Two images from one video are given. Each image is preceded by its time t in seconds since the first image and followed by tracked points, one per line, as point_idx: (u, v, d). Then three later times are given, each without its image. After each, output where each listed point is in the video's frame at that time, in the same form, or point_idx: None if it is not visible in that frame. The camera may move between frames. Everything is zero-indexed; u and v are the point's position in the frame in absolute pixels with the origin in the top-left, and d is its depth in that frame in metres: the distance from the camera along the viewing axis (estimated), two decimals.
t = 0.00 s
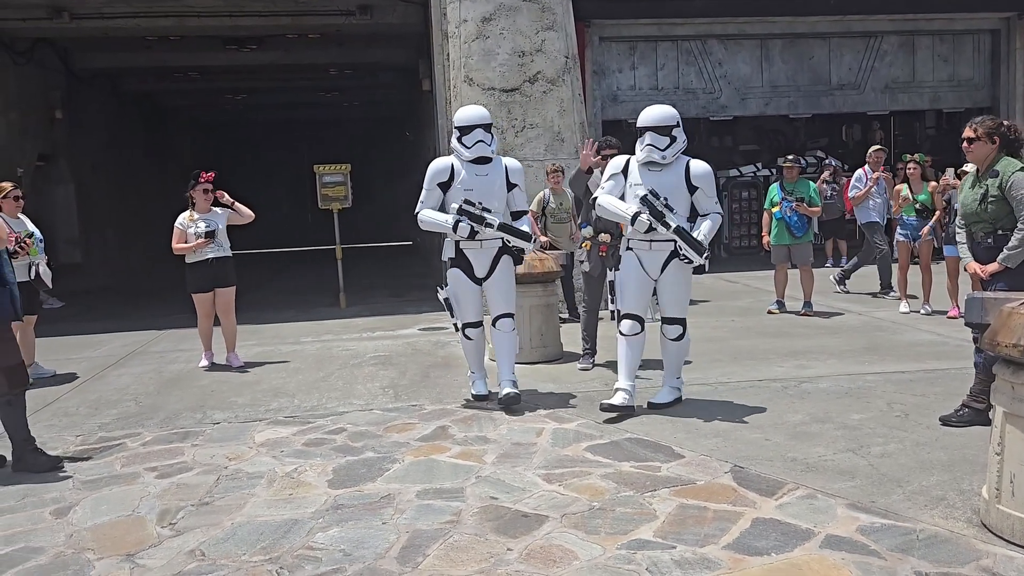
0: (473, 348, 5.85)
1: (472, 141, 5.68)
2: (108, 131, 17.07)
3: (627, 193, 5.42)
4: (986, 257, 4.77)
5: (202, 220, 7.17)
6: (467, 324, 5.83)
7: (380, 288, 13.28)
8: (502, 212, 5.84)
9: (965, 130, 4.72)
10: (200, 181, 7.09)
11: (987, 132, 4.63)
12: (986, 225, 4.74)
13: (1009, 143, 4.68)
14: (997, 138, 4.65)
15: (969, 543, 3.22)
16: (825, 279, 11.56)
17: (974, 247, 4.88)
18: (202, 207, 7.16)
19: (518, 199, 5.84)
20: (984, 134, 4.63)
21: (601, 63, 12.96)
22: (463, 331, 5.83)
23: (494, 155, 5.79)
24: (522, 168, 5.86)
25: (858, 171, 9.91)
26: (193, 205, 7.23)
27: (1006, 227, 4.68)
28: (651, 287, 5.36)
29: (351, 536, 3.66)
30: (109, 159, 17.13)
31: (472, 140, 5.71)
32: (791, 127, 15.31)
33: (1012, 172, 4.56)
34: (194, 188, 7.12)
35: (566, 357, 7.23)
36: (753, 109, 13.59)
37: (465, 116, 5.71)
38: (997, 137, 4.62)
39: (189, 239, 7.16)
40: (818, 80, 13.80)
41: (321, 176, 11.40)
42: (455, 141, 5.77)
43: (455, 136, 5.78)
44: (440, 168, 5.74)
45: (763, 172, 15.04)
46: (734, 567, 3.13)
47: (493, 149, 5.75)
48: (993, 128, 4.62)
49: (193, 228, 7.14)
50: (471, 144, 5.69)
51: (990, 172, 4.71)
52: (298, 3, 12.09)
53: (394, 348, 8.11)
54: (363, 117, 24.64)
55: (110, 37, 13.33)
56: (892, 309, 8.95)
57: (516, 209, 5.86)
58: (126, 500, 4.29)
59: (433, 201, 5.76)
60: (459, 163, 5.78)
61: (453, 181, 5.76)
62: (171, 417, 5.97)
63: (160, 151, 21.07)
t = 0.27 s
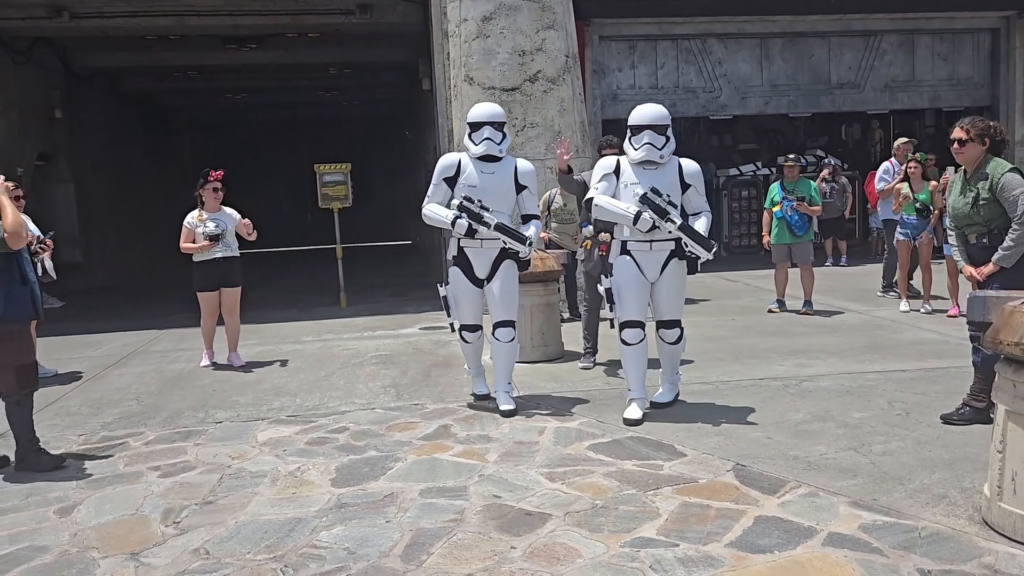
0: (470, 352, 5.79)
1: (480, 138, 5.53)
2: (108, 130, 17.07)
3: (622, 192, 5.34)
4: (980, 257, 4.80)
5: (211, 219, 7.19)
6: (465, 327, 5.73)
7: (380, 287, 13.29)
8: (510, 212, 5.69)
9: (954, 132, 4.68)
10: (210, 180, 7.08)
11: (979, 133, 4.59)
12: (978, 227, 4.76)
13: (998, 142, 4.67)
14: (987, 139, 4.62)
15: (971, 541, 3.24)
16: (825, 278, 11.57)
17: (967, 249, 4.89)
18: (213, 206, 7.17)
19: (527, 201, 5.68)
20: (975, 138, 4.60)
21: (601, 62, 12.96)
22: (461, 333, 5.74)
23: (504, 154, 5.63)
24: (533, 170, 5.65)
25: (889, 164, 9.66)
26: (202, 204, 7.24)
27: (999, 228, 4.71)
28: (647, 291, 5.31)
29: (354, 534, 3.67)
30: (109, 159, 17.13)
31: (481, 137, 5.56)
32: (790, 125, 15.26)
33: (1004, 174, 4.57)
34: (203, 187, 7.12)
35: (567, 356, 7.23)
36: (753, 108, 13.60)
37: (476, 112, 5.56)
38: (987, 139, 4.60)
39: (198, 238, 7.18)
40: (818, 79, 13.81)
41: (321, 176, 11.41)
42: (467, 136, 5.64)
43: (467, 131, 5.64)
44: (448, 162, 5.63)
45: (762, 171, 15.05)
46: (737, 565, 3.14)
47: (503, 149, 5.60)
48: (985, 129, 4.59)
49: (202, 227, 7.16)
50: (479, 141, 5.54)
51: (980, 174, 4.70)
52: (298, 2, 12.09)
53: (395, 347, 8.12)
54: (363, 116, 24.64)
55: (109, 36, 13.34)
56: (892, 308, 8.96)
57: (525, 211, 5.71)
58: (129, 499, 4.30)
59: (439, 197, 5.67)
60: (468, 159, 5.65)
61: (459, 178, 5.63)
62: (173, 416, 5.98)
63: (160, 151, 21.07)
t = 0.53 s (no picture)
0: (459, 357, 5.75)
1: (483, 135, 5.50)
2: (103, 131, 17.04)
3: (632, 189, 5.19)
4: (966, 255, 4.84)
5: (213, 221, 7.20)
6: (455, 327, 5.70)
7: (378, 287, 13.30)
8: (511, 212, 5.69)
9: (942, 130, 4.68)
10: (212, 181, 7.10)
11: (966, 131, 4.60)
12: (965, 224, 4.81)
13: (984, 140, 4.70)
14: (974, 137, 4.64)
15: (967, 535, 3.28)
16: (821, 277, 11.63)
17: (951, 246, 4.93)
18: (214, 207, 7.18)
19: (529, 201, 5.69)
20: (964, 137, 4.61)
21: (596, 62, 13.00)
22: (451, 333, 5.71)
23: (506, 152, 5.61)
24: (535, 169, 5.66)
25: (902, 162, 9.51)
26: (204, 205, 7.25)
27: (985, 225, 4.76)
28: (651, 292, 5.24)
29: (357, 532, 3.69)
30: (104, 160, 17.10)
31: (483, 134, 5.54)
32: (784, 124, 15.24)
33: (992, 173, 4.61)
34: (205, 189, 7.14)
35: (564, 356, 7.26)
36: (747, 107, 13.66)
37: (479, 109, 5.54)
38: (975, 137, 4.62)
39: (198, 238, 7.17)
40: (813, 79, 13.87)
41: (318, 176, 11.42)
42: (469, 134, 5.62)
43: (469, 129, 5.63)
44: (448, 159, 5.60)
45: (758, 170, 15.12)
46: (738, 560, 3.17)
47: (505, 147, 5.58)
48: (971, 128, 4.61)
49: (203, 228, 7.16)
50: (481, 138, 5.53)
51: (967, 172, 4.73)
52: (294, 3, 12.11)
53: (393, 347, 8.15)
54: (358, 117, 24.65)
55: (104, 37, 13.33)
56: (888, 306, 9.02)
57: (527, 211, 5.73)
58: (131, 499, 4.31)
59: (439, 193, 5.65)
60: (469, 157, 5.62)
61: (460, 175, 5.61)
62: (172, 417, 5.99)
63: (155, 152, 21.04)
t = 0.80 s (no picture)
0: (447, 361, 5.55)
1: (484, 139, 5.57)
2: (92, 132, 16.98)
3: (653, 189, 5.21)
4: (948, 252, 4.92)
5: (205, 222, 7.23)
6: (449, 330, 5.57)
7: (370, 288, 13.31)
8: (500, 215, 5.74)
9: (927, 128, 4.75)
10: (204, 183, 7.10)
11: (950, 129, 4.69)
12: (947, 222, 4.88)
13: (967, 139, 4.79)
14: (958, 135, 4.72)
15: (957, 527, 3.35)
16: (810, 275, 11.73)
17: (932, 245, 5.01)
18: (205, 209, 7.19)
19: (518, 204, 5.79)
20: (948, 135, 4.69)
21: (587, 63, 13.06)
22: (445, 337, 5.55)
23: (500, 155, 5.70)
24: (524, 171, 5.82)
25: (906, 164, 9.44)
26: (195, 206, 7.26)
27: (968, 224, 4.83)
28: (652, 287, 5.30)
29: (358, 530, 3.73)
30: (94, 161, 17.05)
31: (483, 137, 5.59)
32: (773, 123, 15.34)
33: (977, 172, 4.70)
34: (196, 190, 7.12)
35: (558, 356, 7.32)
36: (737, 108, 13.76)
37: (479, 112, 5.60)
38: (959, 135, 4.70)
39: (189, 239, 7.20)
40: (802, 80, 13.97)
41: (311, 178, 11.44)
42: (464, 135, 5.60)
43: (465, 130, 5.60)
44: (444, 160, 5.53)
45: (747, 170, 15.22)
46: (733, 554, 3.23)
47: (501, 150, 5.68)
48: (955, 126, 4.70)
49: (195, 229, 7.19)
50: (484, 142, 5.57)
51: (953, 170, 4.81)
52: (285, 5, 12.12)
53: (388, 347, 8.18)
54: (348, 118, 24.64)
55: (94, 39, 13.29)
56: (877, 304, 9.12)
57: (512, 213, 5.76)
58: (132, 500, 4.34)
59: (431, 195, 5.53)
60: (465, 158, 5.61)
61: (456, 177, 5.57)
62: (169, 418, 6.02)
63: (145, 153, 20.98)
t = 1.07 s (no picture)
0: (444, 362, 5.52)
1: (482, 143, 5.56)
2: (80, 134, 16.92)
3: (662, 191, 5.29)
4: (932, 252, 5.02)
5: (196, 224, 7.25)
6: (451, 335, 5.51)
7: (361, 289, 13.34)
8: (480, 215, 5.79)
9: (912, 129, 4.86)
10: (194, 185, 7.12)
11: (934, 131, 4.78)
12: (932, 223, 4.98)
13: (953, 141, 4.88)
14: (943, 137, 4.82)
15: (944, 520, 3.43)
16: (798, 275, 11.85)
17: (918, 245, 5.11)
18: (195, 211, 7.21)
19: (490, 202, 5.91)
20: (932, 137, 4.79)
21: (576, 65, 13.14)
22: (448, 342, 5.49)
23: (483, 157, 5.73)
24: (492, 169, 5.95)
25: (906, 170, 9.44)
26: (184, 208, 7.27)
27: (951, 224, 4.93)
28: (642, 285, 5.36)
29: (356, 528, 3.78)
30: (82, 163, 16.99)
31: (478, 140, 5.54)
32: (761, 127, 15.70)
33: (961, 174, 4.79)
34: (184, 192, 7.15)
35: (550, 356, 7.38)
36: (725, 109, 13.88)
37: (473, 115, 5.51)
38: (943, 137, 4.80)
39: (181, 241, 7.19)
40: (788, 81, 14.11)
41: (301, 179, 11.46)
42: (461, 141, 5.49)
43: (460, 135, 5.48)
44: (453, 166, 5.39)
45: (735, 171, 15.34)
46: (726, 548, 3.30)
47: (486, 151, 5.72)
48: (940, 128, 4.79)
49: (187, 231, 7.20)
50: (481, 145, 5.55)
51: (938, 171, 4.91)
52: (275, 6, 12.14)
53: (380, 348, 8.22)
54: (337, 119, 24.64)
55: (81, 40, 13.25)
56: (864, 304, 9.23)
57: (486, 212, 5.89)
58: (130, 500, 4.37)
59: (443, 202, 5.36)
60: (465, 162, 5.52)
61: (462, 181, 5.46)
62: (164, 419, 6.04)
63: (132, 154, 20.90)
